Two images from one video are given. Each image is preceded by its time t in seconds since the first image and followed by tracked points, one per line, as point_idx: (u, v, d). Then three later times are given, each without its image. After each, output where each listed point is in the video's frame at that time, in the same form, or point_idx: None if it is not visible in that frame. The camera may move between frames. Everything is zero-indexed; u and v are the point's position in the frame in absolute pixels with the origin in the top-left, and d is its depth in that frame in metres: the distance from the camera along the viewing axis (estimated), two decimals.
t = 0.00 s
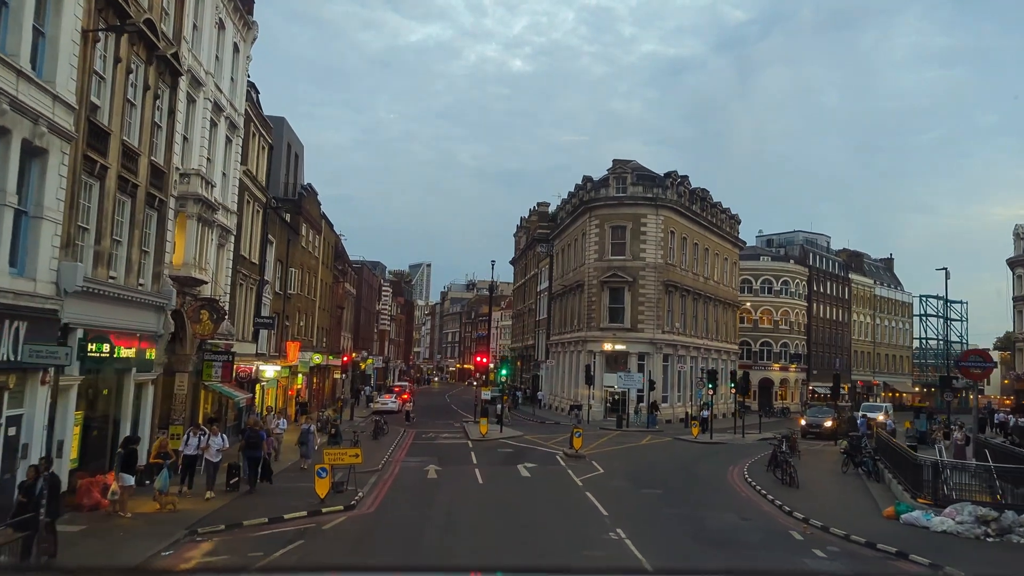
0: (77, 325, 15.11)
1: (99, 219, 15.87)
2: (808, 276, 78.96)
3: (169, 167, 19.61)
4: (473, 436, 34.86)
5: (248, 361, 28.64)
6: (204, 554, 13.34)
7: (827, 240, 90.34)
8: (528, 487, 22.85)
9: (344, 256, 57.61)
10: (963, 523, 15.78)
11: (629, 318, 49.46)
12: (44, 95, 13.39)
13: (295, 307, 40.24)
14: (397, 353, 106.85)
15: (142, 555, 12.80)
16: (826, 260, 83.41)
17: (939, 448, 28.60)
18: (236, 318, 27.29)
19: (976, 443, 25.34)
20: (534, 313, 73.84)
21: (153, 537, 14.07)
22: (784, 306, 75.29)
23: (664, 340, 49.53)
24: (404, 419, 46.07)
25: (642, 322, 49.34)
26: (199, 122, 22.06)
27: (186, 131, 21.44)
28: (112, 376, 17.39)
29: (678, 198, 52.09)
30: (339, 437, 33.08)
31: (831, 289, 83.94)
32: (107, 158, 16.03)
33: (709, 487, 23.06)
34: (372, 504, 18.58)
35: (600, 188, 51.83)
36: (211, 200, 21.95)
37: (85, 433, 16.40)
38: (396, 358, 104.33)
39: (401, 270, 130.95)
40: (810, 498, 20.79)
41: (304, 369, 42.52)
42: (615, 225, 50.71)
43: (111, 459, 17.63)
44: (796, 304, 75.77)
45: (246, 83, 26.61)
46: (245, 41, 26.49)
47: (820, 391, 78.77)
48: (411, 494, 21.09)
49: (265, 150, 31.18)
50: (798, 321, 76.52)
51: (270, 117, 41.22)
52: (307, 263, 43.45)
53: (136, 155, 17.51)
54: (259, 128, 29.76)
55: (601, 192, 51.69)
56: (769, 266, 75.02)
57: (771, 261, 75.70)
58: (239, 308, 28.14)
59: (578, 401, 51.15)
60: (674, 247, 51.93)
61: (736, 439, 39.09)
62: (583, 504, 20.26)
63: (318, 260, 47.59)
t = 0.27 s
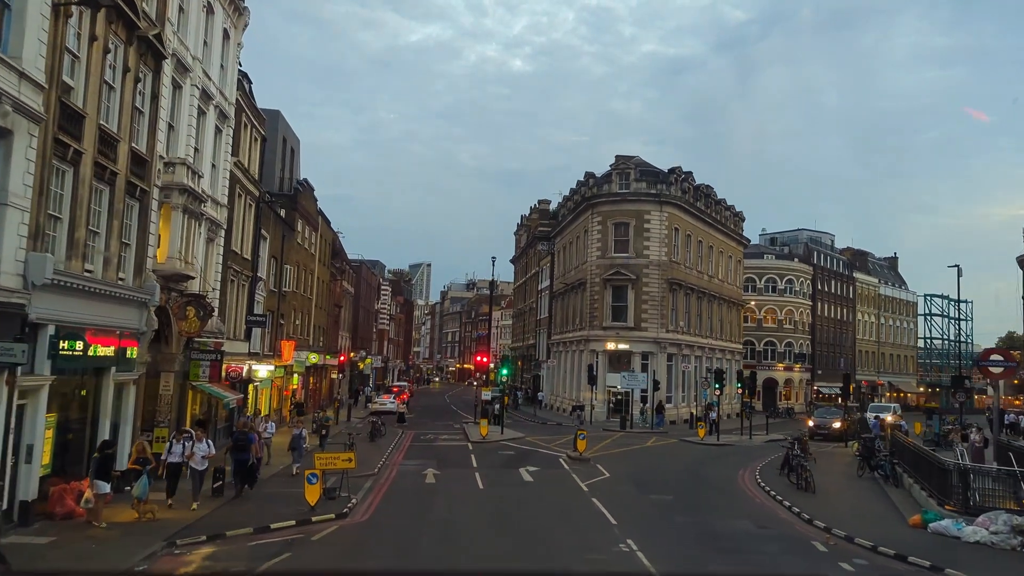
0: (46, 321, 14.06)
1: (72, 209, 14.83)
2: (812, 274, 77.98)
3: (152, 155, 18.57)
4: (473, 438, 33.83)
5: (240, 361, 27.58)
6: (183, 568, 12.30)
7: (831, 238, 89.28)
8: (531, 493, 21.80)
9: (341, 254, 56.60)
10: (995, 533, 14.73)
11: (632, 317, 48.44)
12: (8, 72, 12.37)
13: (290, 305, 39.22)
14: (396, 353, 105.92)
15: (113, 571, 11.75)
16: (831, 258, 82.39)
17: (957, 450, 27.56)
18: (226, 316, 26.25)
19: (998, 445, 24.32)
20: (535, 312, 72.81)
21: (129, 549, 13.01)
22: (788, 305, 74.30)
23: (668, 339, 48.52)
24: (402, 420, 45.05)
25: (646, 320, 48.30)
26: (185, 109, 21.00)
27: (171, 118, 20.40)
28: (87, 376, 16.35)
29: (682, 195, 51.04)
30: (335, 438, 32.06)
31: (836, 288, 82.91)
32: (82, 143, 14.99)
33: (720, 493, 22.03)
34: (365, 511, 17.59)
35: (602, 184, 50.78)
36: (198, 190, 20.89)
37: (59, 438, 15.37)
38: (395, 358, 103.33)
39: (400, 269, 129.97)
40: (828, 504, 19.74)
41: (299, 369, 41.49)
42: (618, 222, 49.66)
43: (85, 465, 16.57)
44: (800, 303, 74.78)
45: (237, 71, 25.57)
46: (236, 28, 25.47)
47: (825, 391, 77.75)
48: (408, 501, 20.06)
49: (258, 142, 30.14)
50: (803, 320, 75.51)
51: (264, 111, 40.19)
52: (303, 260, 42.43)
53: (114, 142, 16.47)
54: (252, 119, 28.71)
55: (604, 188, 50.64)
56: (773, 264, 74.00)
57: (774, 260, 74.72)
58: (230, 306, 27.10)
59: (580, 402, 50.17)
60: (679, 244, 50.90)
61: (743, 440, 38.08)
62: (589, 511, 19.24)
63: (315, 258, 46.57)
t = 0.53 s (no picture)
0: (9, 315, 12.96)
1: (40, 194, 13.70)
2: (818, 272, 76.86)
3: (132, 140, 17.46)
4: (474, 440, 32.66)
5: (231, 360, 26.46)
6: None
7: (837, 236, 88.08)
8: (535, 498, 20.67)
9: (340, 252, 55.48)
10: None
11: (636, 316, 47.30)
12: None
13: (285, 303, 38.06)
14: (396, 352, 104.90)
15: None
16: (837, 256, 81.21)
17: (979, 453, 26.40)
18: (215, 312, 25.09)
19: None
20: (537, 311, 71.72)
21: (98, 563, 11.86)
22: (794, 303, 73.16)
23: (674, 338, 47.39)
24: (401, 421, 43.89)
25: (651, 319, 47.17)
26: (169, 93, 19.87)
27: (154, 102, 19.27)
28: (60, 375, 15.22)
29: (687, 190, 49.90)
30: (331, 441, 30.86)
31: (842, 286, 81.74)
32: (50, 124, 13.87)
33: (734, 499, 20.85)
34: (358, 520, 16.46)
35: (606, 180, 49.62)
36: (183, 179, 19.74)
37: (26, 442, 14.24)
38: (395, 358, 102.23)
39: (400, 268, 128.80)
40: (851, 512, 18.61)
41: (295, 368, 40.32)
42: (622, 218, 48.51)
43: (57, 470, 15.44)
44: (806, 301, 73.68)
45: (226, 56, 24.44)
46: (226, 11, 24.33)
47: (831, 391, 76.65)
48: (405, 508, 18.93)
49: (251, 133, 29.01)
50: (808, 319, 74.40)
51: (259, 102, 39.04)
52: (299, 257, 41.34)
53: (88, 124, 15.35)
54: (244, 108, 27.57)
55: (607, 183, 49.52)
56: (779, 262, 72.87)
57: (780, 258, 73.61)
58: (220, 302, 25.94)
59: (584, 402, 49.06)
60: (684, 241, 49.75)
61: (753, 442, 36.92)
62: (598, 519, 18.10)
63: (312, 254, 45.48)
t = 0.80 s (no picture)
0: None
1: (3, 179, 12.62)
2: (823, 271, 75.82)
3: (109, 126, 16.41)
4: (473, 442, 31.55)
5: (220, 360, 25.34)
6: None
7: (841, 234, 86.98)
8: (539, 506, 19.60)
9: (337, 249, 54.41)
10: None
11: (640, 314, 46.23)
12: None
13: (279, 301, 36.94)
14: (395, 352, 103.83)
15: None
16: (841, 255, 80.16)
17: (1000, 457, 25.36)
18: (202, 310, 23.97)
19: None
20: (538, 309, 70.66)
21: None
22: (799, 302, 72.10)
23: (678, 337, 46.31)
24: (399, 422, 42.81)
25: (655, 318, 46.11)
26: (152, 78, 18.82)
27: (135, 87, 18.22)
28: (29, 376, 14.15)
29: (692, 186, 48.84)
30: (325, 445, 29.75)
31: (846, 285, 80.67)
32: (14, 104, 12.80)
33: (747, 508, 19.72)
34: (351, 531, 15.39)
35: (609, 176, 48.59)
36: (167, 168, 18.69)
37: None
38: (394, 358, 101.11)
39: (399, 267, 127.56)
40: (875, 522, 17.49)
41: (290, 369, 39.19)
42: (625, 215, 47.46)
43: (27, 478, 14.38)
44: (810, 300, 72.65)
45: (215, 42, 23.39)
46: None
47: (835, 391, 75.62)
48: (402, 517, 17.85)
49: (243, 124, 27.94)
50: (813, 318, 73.37)
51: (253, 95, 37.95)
52: (295, 254, 40.27)
53: (59, 106, 14.30)
54: (235, 98, 26.51)
55: (610, 179, 48.46)
56: (783, 260, 71.81)
57: (785, 256, 72.57)
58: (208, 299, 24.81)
59: (586, 403, 47.96)
60: (689, 238, 48.69)
61: (761, 445, 35.85)
62: (606, 528, 17.01)
63: (308, 252, 44.43)
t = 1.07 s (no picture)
0: None
1: None
2: (827, 270, 74.91)
3: (87, 112, 15.48)
4: (474, 446, 30.61)
5: (211, 361, 24.45)
6: None
7: (845, 234, 86.04)
8: (543, 514, 18.66)
9: (334, 248, 53.46)
10: None
11: (644, 314, 45.28)
12: None
13: (274, 300, 36.01)
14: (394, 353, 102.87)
15: None
16: (845, 254, 79.24)
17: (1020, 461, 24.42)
18: (191, 309, 23.00)
19: None
20: (538, 309, 69.72)
21: None
22: (803, 302, 71.19)
23: (683, 338, 45.36)
24: (397, 424, 41.87)
25: (659, 317, 45.16)
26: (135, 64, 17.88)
27: (116, 72, 17.28)
28: None
29: (696, 183, 47.91)
30: (320, 449, 28.81)
31: (850, 285, 79.72)
32: None
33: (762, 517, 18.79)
34: (343, 542, 14.44)
35: (611, 172, 47.63)
36: (150, 158, 17.74)
37: None
38: (393, 358, 100.17)
39: (399, 266, 126.55)
40: (899, 532, 16.53)
41: (285, 370, 38.26)
42: (628, 212, 46.50)
43: None
44: (815, 300, 71.75)
45: (205, 30, 22.44)
46: None
47: (840, 392, 74.73)
48: (399, 526, 16.90)
49: (235, 116, 26.98)
50: (817, 318, 72.48)
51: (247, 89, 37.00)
52: (291, 252, 39.35)
53: (29, 89, 13.37)
54: (226, 89, 25.56)
55: (613, 176, 47.52)
56: (787, 260, 70.89)
57: (789, 255, 71.65)
58: (197, 298, 23.84)
59: (588, 405, 47.03)
60: (693, 236, 47.75)
61: (769, 448, 34.92)
62: (614, 537, 16.08)
63: (305, 250, 43.51)
